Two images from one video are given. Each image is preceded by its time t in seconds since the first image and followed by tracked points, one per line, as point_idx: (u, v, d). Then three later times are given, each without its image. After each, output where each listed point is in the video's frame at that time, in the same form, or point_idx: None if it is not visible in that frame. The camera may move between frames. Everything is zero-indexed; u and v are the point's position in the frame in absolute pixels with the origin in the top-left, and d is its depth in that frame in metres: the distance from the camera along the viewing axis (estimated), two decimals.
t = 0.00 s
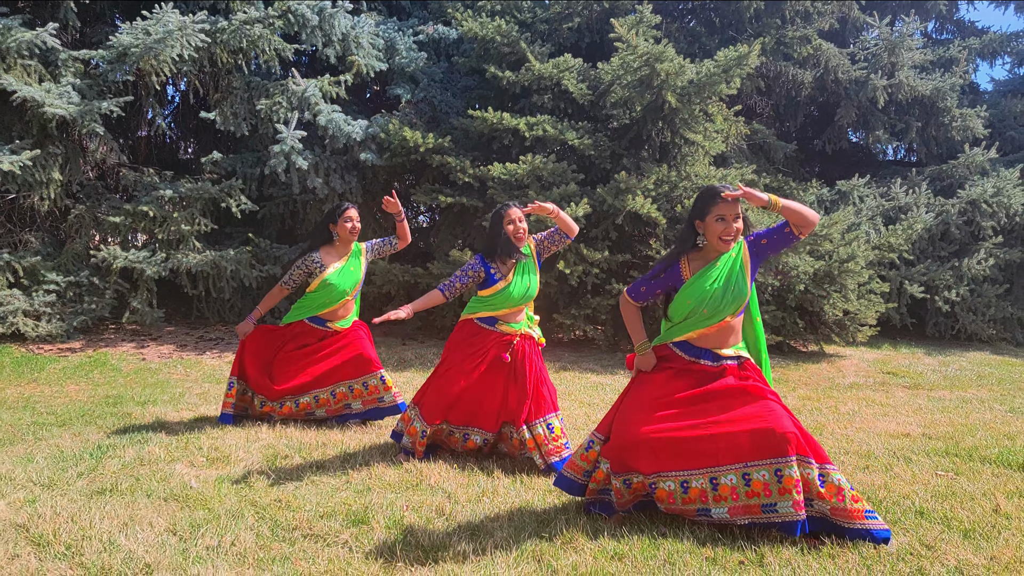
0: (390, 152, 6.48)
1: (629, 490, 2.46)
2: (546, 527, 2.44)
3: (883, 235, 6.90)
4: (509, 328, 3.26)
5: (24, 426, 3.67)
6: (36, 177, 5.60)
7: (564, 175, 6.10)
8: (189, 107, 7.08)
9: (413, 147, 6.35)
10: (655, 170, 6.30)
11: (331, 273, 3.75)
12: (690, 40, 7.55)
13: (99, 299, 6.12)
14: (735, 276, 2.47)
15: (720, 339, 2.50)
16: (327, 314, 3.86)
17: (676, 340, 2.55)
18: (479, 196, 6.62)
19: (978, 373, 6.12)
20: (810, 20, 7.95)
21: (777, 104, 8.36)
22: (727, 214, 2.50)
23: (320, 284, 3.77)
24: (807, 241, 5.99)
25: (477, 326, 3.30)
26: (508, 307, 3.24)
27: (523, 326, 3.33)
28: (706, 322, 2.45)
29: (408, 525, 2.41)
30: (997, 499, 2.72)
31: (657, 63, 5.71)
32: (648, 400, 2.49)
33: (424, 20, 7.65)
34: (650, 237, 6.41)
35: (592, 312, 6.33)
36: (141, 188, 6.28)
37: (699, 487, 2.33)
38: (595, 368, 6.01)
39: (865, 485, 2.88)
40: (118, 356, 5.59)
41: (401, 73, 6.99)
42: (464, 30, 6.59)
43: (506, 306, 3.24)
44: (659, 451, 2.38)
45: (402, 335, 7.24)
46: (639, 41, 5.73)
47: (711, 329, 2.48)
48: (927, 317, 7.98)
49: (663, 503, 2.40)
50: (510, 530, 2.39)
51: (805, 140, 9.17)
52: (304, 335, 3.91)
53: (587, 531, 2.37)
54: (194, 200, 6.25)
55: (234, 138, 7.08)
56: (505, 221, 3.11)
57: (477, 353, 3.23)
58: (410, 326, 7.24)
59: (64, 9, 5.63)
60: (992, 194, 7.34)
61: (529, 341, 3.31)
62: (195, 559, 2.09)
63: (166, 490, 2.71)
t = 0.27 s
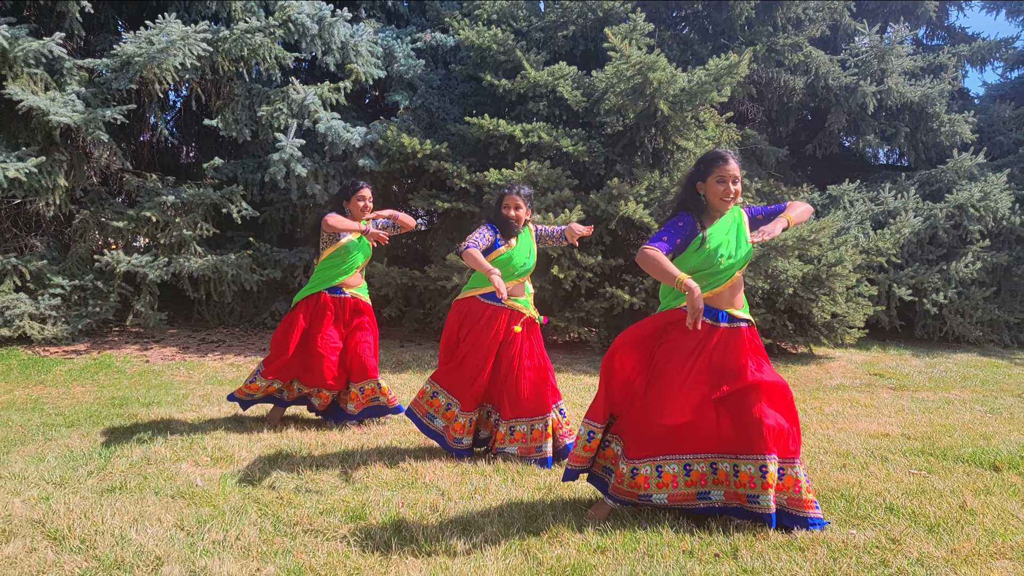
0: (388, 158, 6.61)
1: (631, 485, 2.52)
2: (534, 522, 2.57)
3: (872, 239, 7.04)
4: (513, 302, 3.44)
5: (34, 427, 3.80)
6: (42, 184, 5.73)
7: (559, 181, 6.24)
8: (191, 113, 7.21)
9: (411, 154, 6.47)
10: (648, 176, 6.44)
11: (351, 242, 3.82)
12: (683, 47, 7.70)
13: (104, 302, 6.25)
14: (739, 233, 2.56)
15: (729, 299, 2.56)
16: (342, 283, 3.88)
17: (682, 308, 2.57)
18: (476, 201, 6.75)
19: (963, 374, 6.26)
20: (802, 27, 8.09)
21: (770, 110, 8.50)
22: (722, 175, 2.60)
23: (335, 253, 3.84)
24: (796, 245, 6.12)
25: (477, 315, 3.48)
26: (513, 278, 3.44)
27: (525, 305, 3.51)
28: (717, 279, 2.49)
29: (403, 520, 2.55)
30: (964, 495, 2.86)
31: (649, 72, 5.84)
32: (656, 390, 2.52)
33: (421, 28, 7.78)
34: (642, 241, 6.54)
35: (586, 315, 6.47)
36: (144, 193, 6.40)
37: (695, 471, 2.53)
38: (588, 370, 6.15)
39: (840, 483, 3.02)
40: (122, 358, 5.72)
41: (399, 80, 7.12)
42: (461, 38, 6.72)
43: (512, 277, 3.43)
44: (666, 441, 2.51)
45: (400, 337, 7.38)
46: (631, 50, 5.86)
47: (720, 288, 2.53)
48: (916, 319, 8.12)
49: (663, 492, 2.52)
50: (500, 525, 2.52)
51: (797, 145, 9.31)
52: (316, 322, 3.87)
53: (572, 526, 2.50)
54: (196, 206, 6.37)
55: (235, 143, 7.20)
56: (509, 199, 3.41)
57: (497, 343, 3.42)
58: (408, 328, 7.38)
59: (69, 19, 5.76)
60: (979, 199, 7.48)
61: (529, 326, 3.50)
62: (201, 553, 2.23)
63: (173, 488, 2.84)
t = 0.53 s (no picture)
0: (389, 167, 6.77)
1: (649, 467, 2.63)
2: (529, 522, 2.74)
3: (862, 246, 7.21)
4: (529, 320, 3.59)
5: (51, 431, 3.96)
6: (53, 193, 5.89)
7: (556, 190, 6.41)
8: (196, 123, 7.38)
9: (412, 163, 6.64)
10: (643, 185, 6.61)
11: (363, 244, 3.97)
12: (678, 58, 7.88)
13: (112, 308, 6.41)
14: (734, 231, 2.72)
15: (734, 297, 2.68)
16: (370, 289, 4.05)
17: (691, 309, 2.68)
18: (475, 209, 6.92)
19: (949, 378, 6.43)
20: (794, 37, 8.26)
21: (763, 118, 8.68)
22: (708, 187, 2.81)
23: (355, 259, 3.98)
24: (786, 253, 6.29)
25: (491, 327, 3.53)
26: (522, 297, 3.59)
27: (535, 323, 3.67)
28: (725, 274, 2.59)
29: (406, 520, 2.72)
30: (936, 497, 3.03)
31: (643, 85, 6.01)
32: (691, 389, 2.53)
33: (422, 38, 7.95)
34: (637, 248, 6.71)
35: (582, 321, 6.64)
36: (151, 202, 6.57)
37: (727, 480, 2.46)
38: (584, 374, 6.32)
39: (820, 485, 3.18)
40: (131, 363, 5.89)
41: (401, 90, 7.28)
42: (461, 50, 6.89)
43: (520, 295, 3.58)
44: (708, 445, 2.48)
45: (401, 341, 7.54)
46: (626, 64, 6.03)
47: (726, 284, 2.64)
48: (906, 323, 8.30)
49: (697, 499, 2.44)
50: (497, 525, 2.69)
51: (791, 152, 9.49)
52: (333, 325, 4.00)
53: (565, 526, 2.67)
54: (202, 214, 6.54)
55: (239, 152, 7.37)
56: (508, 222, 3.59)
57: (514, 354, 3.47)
58: (408, 333, 7.55)
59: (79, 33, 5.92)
60: (967, 206, 7.65)
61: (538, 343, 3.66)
62: (219, 551, 2.39)
63: (188, 490, 3.01)
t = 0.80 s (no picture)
0: (391, 171, 6.94)
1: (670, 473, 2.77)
2: (528, 512, 2.91)
3: (852, 248, 7.39)
4: (541, 326, 3.65)
5: (69, 427, 4.13)
6: (65, 198, 6.06)
7: (554, 195, 6.58)
8: (202, 128, 7.56)
9: (413, 168, 6.82)
10: (638, 190, 6.79)
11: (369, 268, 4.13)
12: (673, 65, 8.06)
13: (122, 309, 6.58)
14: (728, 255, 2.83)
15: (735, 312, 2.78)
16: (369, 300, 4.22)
17: (699, 326, 2.74)
18: (475, 213, 7.09)
19: (937, 378, 6.61)
20: (788, 44, 8.44)
21: (757, 123, 8.86)
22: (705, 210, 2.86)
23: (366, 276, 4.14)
24: (778, 255, 6.47)
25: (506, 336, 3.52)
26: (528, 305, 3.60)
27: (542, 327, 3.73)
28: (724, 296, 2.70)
29: (412, 511, 2.89)
30: (912, 488, 3.20)
31: (639, 92, 6.19)
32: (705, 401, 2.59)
33: (423, 45, 8.12)
34: (633, 251, 6.89)
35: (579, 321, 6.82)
36: (159, 205, 6.73)
37: (726, 492, 2.55)
38: (581, 373, 6.50)
39: (804, 478, 3.36)
40: (141, 363, 6.05)
41: (402, 96, 7.46)
42: (461, 58, 7.06)
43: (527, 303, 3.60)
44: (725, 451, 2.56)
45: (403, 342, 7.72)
46: (622, 72, 6.20)
47: (728, 306, 2.75)
48: (897, 324, 8.48)
49: (695, 507, 2.56)
50: (498, 515, 2.86)
51: (785, 156, 9.67)
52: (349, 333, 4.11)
53: (562, 516, 2.84)
54: (209, 217, 6.70)
55: (244, 156, 7.54)
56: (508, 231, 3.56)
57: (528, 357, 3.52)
58: (410, 333, 7.72)
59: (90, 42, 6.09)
60: (956, 209, 7.83)
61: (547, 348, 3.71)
62: (238, 537, 2.56)
63: (205, 482, 3.18)
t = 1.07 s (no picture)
0: (392, 173, 7.11)
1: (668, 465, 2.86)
2: (525, 498, 3.08)
3: (843, 249, 7.57)
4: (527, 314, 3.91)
5: (84, 421, 4.29)
6: (75, 200, 6.22)
7: (551, 196, 6.75)
8: (207, 130, 7.67)
9: (414, 170, 6.98)
10: (634, 192, 6.95)
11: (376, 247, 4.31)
12: (668, 69, 8.23)
13: (129, 308, 6.73)
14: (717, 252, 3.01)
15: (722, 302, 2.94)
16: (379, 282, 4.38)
17: (693, 315, 2.88)
18: (474, 214, 7.26)
19: (924, 375, 6.78)
20: (781, 48, 8.61)
21: (751, 125, 9.03)
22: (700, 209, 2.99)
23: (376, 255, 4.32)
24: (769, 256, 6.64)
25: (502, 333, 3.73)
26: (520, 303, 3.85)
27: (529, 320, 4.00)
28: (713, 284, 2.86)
29: (415, 497, 3.05)
30: (890, 477, 3.37)
31: (634, 97, 6.35)
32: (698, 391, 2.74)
33: (423, 49, 8.29)
34: (628, 251, 7.06)
35: (576, 320, 6.99)
36: (166, 207, 6.89)
37: (710, 479, 2.72)
38: (578, 371, 6.66)
39: (787, 468, 3.53)
40: (149, 360, 6.21)
41: (403, 100, 7.62)
42: (461, 62, 7.23)
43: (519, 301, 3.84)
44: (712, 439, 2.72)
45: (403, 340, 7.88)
46: (618, 77, 6.37)
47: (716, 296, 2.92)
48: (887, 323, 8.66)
49: (682, 493, 2.73)
50: (496, 501, 3.03)
51: (779, 157, 9.84)
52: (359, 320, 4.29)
53: (557, 502, 3.01)
54: (214, 218, 6.86)
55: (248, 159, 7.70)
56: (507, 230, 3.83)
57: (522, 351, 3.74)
58: (410, 332, 7.89)
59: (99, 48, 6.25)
60: (945, 210, 8.00)
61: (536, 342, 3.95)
62: (251, 521, 2.73)
63: (217, 472, 3.34)
